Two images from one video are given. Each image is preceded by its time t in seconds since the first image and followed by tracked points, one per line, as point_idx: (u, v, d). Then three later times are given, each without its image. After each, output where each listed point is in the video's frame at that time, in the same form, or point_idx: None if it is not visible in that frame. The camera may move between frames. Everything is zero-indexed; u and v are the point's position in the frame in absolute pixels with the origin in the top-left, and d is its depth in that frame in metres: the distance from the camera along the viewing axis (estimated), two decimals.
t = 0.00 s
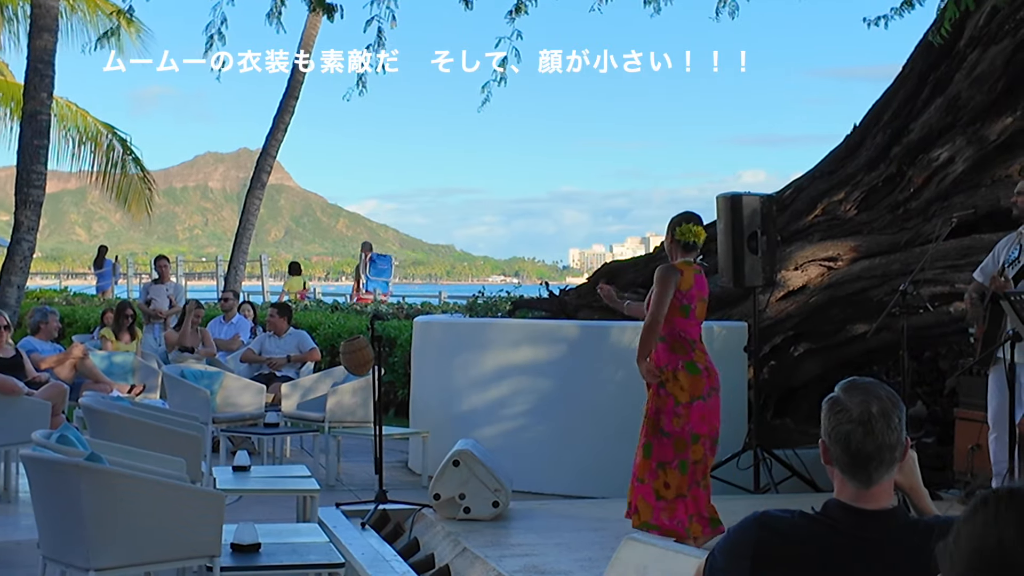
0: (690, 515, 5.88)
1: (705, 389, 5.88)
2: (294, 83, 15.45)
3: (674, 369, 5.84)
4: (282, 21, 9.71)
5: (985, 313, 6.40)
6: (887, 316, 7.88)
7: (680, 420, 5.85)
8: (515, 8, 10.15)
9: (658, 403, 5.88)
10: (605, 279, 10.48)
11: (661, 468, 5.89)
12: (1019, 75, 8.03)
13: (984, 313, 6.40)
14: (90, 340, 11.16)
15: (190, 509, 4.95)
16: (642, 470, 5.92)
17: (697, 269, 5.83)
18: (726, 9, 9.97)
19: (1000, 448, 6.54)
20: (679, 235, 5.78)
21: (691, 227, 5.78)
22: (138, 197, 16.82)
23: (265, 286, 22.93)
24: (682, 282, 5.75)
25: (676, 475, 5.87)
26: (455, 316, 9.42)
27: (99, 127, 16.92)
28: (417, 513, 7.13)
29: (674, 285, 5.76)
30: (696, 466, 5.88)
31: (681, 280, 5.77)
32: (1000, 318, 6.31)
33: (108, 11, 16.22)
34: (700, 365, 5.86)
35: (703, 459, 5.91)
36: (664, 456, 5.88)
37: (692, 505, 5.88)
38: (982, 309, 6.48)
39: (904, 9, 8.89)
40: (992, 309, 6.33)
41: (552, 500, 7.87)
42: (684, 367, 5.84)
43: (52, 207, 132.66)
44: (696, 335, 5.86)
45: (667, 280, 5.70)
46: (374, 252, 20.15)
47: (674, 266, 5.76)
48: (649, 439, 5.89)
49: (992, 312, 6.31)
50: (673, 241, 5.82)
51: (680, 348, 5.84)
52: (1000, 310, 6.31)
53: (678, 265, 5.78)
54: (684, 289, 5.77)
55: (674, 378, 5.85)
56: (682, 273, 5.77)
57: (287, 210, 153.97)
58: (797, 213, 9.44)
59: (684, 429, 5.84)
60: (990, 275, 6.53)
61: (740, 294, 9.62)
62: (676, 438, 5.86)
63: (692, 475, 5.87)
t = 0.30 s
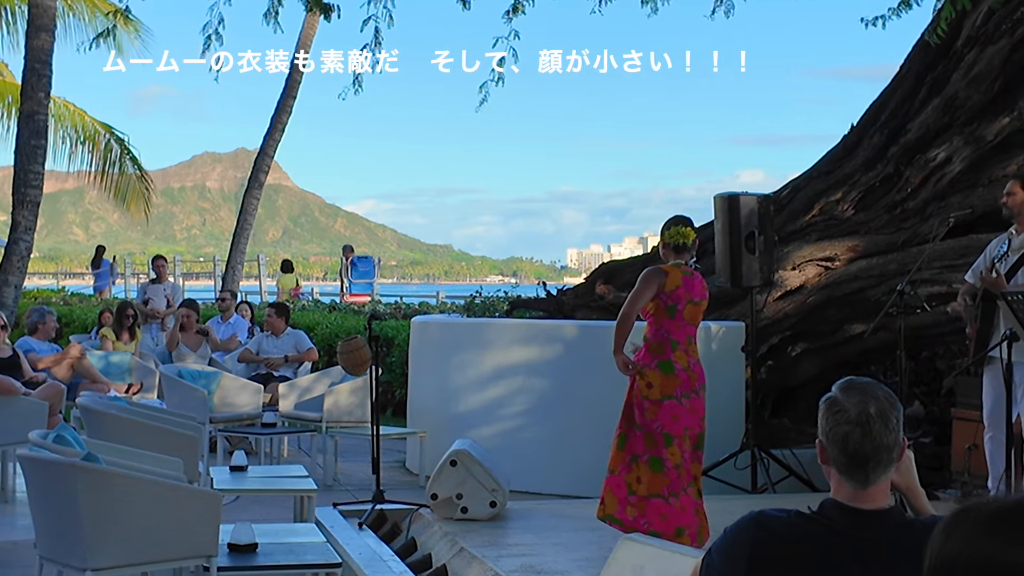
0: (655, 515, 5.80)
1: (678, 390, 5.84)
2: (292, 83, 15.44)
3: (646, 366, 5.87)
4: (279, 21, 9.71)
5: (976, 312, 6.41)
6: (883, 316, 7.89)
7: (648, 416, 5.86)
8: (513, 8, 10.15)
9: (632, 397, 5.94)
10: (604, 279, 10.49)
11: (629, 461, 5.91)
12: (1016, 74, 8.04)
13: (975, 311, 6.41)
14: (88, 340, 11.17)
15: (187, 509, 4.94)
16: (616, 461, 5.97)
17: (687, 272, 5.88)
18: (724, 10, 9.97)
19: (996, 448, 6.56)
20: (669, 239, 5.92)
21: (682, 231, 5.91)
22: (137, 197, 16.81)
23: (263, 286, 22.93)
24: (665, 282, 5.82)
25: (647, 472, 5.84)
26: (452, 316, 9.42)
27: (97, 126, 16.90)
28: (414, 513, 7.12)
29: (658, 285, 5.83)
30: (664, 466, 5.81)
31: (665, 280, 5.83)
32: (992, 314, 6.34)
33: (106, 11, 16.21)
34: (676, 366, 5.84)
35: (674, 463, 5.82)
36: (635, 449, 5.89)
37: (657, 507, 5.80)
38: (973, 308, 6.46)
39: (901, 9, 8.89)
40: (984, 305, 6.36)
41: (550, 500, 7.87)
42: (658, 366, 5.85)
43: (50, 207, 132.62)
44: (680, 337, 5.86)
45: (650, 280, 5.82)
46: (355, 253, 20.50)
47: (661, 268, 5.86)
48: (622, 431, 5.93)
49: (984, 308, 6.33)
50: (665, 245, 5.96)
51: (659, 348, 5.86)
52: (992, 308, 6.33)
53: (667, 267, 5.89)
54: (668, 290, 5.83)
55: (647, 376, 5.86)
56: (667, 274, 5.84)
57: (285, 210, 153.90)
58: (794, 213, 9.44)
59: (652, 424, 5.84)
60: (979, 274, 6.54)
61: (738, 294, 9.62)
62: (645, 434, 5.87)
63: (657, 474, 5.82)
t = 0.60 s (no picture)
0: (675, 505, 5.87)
1: (677, 388, 5.85)
2: (290, 83, 15.44)
3: (646, 363, 5.87)
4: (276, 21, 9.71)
5: (969, 313, 6.44)
6: (881, 315, 7.89)
7: (647, 412, 5.88)
8: (510, 8, 10.16)
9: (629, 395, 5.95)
10: (601, 279, 10.49)
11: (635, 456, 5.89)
12: (1013, 75, 8.06)
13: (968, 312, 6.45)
14: (86, 340, 11.17)
15: (184, 508, 4.94)
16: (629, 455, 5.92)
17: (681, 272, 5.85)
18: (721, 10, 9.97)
19: (992, 448, 6.56)
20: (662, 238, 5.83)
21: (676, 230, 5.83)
22: (135, 197, 16.81)
23: (260, 286, 22.94)
24: (659, 287, 5.80)
25: (657, 464, 5.89)
26: (450, 316, 9.42)
27: (95, 126, 16.90)
28: (412, 513, 7.12)
29: (653, 289, 5.81)
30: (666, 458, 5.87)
31: (661, 284, 5.81)
32: (986, 313, 6.36)
33: (104, 11, 16.21)
34: (676, 365, 5.84)
35: (678, 451, 5.89)
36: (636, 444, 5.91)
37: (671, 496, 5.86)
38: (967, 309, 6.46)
39: (898, 9, 8.90)
40: (978, 305, 6.38)
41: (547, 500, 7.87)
42: (658, 363, 5.85)
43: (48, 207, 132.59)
44: (679, 338, 5.86)
45: (644, 285, 5.79)
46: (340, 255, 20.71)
47: (655, 272, 5.83)
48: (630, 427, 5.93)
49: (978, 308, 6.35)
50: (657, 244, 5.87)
51: (659, 347, 5.85)
52: (986, 308, 6.36)
53: (660, 270, 5.85)
54: (665, 293, 5.80)
55: (646, 373, 5.88)
56: (662, 277, 5.81)
57: (283, 211, 153.85)
58: (792, 213, 9.46)
59: (649, 421, 5.88)
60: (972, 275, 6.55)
61: (736, 295, 9.61)
62: (645, 429, 5.90)
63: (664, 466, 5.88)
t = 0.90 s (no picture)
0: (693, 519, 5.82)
1: (702, 393, 5.73)
2: (287, 83, 15.43)
3: (672, 375, 5.69)
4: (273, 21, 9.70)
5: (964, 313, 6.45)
6: (878, 316, 7.89)
7: (678, 427, 5.71)
8: (507, 9, 10.16)
9: (651, 421, 5.72)
10: (598, 279, 10.49)
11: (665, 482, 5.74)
12: (1010, 75, 8.08)
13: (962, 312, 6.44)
14: (83, 340, 11.17)
15: (181, 509, 4.93)
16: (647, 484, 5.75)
17: (679, 276, 5.70)
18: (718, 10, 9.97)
19: (988, 448, 6.58)
20: (663, 238, 5.72)
21: (672, 230, 5.76)
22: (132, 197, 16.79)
23: (258, 286, 22.94)
24: (665, 298, 5.63)
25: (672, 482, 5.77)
26: (447, 316, 9.41)
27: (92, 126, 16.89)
28: (409, 513, 7.12)
29: (657, 302, 5.64)
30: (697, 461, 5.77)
31: (665, 295, 5.64)
32: (980, 314, 6.33)
33: (101, 11, 16.19)
34: (697, 368, 5.70)
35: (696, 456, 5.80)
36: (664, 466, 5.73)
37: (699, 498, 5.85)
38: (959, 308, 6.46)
39: (894, 9, 8.90)
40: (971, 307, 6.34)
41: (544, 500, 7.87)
42: (682, 373, 5.69)
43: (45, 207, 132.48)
44: (691, 340, 5.71)
45: (650, 299, 5.61)
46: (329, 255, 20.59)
47: (655, 283, 5.65)
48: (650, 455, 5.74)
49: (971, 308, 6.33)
50: (654, 246, 5.75)
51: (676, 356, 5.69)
52: (979, 310, 6.32)
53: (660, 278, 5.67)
54: (671, 302, 5.64)
55: (673, 384, 5.69)
56: (665, 287, 5.65)
57: (280, 211, 153.89)
58: (789, 213, 9.46)
59: (674, 437, 5.72)
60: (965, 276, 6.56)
61: (734, 294, 9.60)
62: (676, 446, 5.73)
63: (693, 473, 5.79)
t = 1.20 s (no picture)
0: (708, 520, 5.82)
1: (709, 396, 5.75)
2: (284, 83, 15.43)
3: (679, 382, 5.71)
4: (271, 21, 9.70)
5: (959, 314, 6.46)
6: (875, 316, 7.89)
7: (697, 432, 5.73)
8: (504, 9, 10.16)
9: (667, 432, 5.71)
10: (595, 279, 10.49)
11: (693, 490, 5.73)
12: (1007, 75, 8.09)
13: (958, 313, 6.48)
14: (80, 340, 11.17)
15: (177, 509, 4.93)
16: (670, 495, 5.71)
17: (673, 279, 5.73)
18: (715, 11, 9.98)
19: (984, 448, 6.57)
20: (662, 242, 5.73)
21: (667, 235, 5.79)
22: (129, 197, 16.80)
23: (254, 286, 22.94)
24: (661, 303, 5.66)
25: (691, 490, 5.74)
26: (444, 316, 9.42)
27: (89, 127, 16.89)
28: (406, 513, 7.12)
29: (653, 307, 5.66)
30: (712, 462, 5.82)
31: (660, 300, 5.66)
32: (974, 315, 6.37)
33: (98, 12, 16.18)
34: (701, 371, 5.74)
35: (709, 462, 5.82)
36: (689, 474, 5.72)
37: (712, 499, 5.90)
38: (954, 311, 6.52)
39: (890, 9, 8.92)
40: (966, 307, 6.40)
41: (542, 500, 7.88)
42: (688, 380, 5.71)
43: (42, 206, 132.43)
44: (688, 344, 5.74)
45: (645, 304, 5.64)
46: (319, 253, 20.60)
47: (650, 290, 5.67)
48: (669, 465, 5.71)
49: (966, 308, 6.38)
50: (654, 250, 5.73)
51: (679, 362, 5.71)
52: (974, 311, 6.37)
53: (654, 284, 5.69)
54: (667, 308, 5.67)
55: (682, 391, 5.71)
56: (660, 293, 5.67)
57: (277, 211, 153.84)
58: (786, 213, 9.47)
59: (690, 444, 5.71)
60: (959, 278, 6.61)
61: (731, 294, 9.61)
62: (696, 453, 5.74)
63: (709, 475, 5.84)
